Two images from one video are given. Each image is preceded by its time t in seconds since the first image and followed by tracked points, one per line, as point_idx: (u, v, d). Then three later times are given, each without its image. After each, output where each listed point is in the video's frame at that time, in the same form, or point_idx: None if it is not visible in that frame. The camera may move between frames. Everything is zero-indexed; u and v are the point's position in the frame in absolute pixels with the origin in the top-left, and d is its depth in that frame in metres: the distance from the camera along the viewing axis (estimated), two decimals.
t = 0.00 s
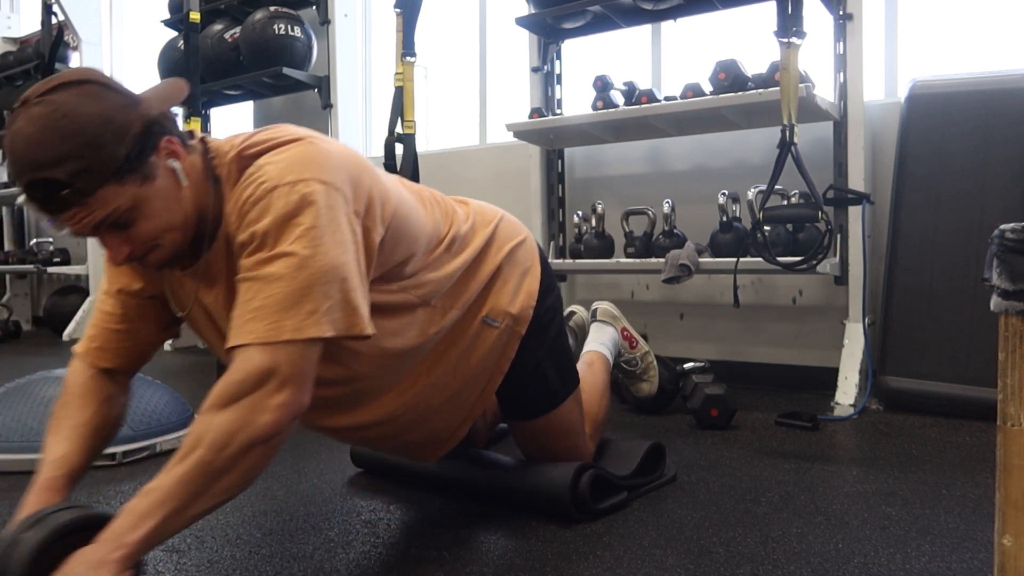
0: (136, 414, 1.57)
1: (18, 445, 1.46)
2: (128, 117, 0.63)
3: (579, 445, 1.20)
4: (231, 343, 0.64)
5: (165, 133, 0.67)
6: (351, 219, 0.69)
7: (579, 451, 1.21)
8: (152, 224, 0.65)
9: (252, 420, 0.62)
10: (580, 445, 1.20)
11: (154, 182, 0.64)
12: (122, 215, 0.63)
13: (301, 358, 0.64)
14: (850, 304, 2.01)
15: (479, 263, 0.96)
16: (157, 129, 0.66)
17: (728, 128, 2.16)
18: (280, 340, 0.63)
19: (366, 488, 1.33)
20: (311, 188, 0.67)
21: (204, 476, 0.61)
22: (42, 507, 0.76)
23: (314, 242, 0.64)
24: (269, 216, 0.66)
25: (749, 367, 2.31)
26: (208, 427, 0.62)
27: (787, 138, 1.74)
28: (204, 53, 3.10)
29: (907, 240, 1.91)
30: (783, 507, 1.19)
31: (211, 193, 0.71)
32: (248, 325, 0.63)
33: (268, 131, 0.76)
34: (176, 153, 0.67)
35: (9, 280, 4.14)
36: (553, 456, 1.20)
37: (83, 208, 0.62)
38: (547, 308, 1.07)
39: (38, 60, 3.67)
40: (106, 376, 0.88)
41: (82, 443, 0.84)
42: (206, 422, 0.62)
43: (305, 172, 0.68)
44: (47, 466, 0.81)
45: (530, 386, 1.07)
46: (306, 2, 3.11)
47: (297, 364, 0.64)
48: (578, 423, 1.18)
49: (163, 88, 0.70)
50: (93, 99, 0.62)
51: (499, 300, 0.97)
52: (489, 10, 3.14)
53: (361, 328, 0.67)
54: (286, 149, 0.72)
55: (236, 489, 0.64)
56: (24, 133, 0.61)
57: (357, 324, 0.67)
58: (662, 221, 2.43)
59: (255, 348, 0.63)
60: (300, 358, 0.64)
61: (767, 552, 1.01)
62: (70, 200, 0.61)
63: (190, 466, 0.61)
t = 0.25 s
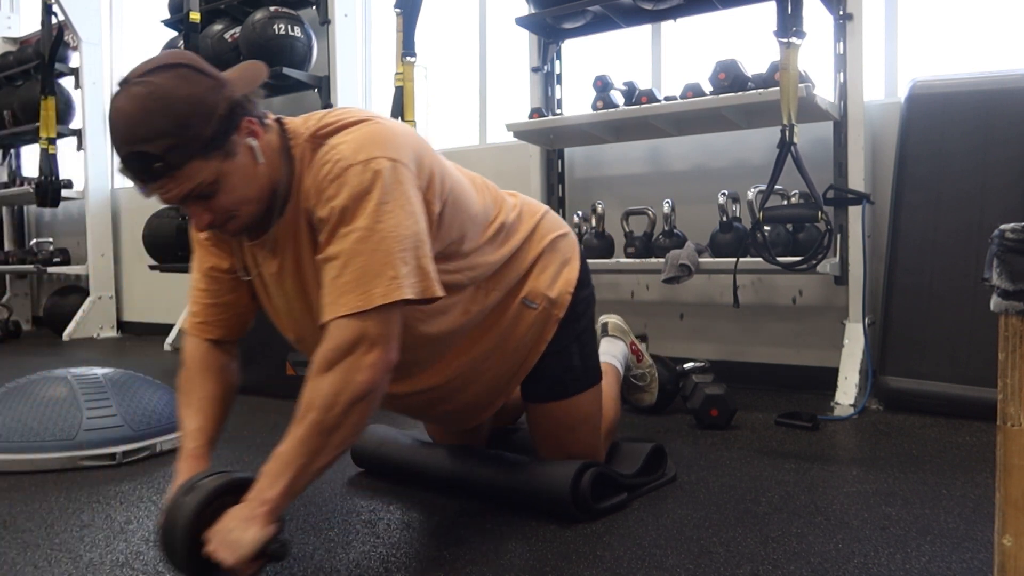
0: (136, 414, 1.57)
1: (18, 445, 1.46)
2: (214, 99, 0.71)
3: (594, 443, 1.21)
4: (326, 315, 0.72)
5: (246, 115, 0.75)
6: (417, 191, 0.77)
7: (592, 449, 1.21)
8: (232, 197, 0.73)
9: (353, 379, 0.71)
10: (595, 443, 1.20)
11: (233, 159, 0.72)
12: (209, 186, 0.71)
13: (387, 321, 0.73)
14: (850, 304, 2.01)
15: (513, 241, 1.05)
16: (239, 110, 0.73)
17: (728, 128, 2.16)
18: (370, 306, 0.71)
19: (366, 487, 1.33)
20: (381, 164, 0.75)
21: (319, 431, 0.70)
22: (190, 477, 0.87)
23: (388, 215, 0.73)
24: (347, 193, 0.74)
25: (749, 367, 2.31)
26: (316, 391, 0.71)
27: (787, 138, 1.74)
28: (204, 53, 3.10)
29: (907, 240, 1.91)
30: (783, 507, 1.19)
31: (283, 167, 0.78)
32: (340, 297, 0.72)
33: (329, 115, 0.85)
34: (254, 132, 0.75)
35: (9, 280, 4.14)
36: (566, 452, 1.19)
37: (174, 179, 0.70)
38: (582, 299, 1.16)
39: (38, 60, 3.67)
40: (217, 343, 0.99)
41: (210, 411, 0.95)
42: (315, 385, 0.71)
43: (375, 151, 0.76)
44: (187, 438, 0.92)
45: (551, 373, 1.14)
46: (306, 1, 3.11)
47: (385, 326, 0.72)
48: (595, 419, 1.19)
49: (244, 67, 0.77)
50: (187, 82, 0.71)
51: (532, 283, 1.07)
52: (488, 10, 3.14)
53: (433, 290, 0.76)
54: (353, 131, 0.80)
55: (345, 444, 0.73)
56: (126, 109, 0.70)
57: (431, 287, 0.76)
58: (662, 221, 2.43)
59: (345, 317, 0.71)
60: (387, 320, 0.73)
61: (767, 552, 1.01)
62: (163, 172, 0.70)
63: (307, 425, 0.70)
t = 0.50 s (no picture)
0: (136, 414, 1.57)
1: (18, 445, 1.46)
2: (307, 103, 0.80)
3: (608, 443, 1.22)
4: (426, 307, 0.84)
5: (334, 117, 0.82)
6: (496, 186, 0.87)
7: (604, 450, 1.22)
8: (319, 193, 0.81)
9: (458, 359, 0.83)
10: (607, 442, 1.22)
11: (322, 159, 0.80)
12: (298, 181, 0.79)
13: (482, 306, 0.84)
14: (850, 304, 2.01)
15: (563, 233, 1.13)
16: (330, 113, 0.82)
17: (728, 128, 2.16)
18: (468, 296, 0.82)
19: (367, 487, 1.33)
20: (463, 163, 0.85)
21: (432, 408, 0.83)
22: (311, 455, 1.00)
23: (475, 213, 0.83)
24: (436, 192, 0.84)
25: (749, 367, 2.31)
26: (426, 372, 0.83)
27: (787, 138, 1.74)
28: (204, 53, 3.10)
29: (907, 240, 1.91)
30: (783, 507, 1.19)
31: (366, 161, 0.87)
32: (441, 290, 0.83)
33: (403, 116, 0.93)
34: (341, 133, 0.83)
35: (9, 280, 4.14)
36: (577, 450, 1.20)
37: (268, 176, 0.78)
38: (616, 300, 1.20)
39: (38, 60, 3.66)
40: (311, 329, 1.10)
41: (312, 391, 1.07)
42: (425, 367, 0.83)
43: (456, 150, 0.85)
44: (300, 418, 1.04)
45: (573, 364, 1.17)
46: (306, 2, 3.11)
47: (480, 311, 0.84)
48: (610, 420, 1.20)
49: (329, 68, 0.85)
50: (283, 87, 0.79)
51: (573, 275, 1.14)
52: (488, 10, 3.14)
53: (516, 274, 0.87)
54: (433, 129, 0.89)
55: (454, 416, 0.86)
56: (230, 113, 0.79)
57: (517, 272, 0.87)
58: (662, 221, 2.43)
59: (445, 308, 0.82)
60: (483, 306, 0.84)
61: (767, 552, 1.01)
62: (259, 169, 0.78)
63: (423, 402, 0.83)
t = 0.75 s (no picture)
0: (136, 414, 1.57)
1: (18, 445, 1.46)
2: (382, 101, 0.91)
3: (615, 442, 1.24)
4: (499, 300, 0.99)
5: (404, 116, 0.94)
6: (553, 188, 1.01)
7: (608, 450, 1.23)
8: (386, 182, 0.93)
9: (528, 343, 1.00)
10: (612, 441, 1.23)
11: (392, 154, 0.92)
12: (368, 171, 0.91)
13: (548, 296, 1.00)
14: (850, 304, 2.01)
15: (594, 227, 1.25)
16: (400, 111, 0.93)
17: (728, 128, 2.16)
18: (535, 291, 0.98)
19: (368, 487, 1.33)
20: (526, 169, 0.98)
21: (510, 385, 1.01)
22: (403, 434, 1.15)
23: (539, 215, 0.98)
24: (504, 197, 0.98)
25: (749, 367, 2.31)
26: (502, 357, 1.00)
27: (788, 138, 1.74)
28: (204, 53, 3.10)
29: (907, 240, 1.91)
30: (783, 507, 1.19)
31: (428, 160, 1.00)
32: (512, 286, 0.98)
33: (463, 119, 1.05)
34: (408, 132, 0.95)
35: (8, 280, 4.14)
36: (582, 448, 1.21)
37: (344, 163, 0.89)
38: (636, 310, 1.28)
39: (38, 60, 3.66)
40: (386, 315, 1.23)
41: (394, 375, 1.20)
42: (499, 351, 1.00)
43: (518, 157, 0.98)
44: (387, 400, 1.19)
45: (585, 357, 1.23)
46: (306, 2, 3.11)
47: (545, 301, 0.99)
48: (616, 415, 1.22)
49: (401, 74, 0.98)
50: (360, 83, 0.91)
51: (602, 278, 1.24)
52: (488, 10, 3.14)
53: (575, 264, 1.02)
54: (494, 135, 1.01)
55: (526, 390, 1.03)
56: (312, 104, 0.90)
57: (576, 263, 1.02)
58: (662, 221, 2.44)
59: (517, 300, 0.98)
60: (548, 295, 1.00)
61: (767, 552, 1.01)
62: (335, 156, 0.89)
63: (501, 382, 1.01)
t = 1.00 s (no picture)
0: (136, 414, 1.57)
1: (18, 445, 1.46)
2: (394, 102, 0.94)
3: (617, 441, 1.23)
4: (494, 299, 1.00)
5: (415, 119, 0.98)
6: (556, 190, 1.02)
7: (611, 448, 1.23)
8: (393, 181, 0.96)
9: (518, 342, 1.00)
10: (615, 441, 1.22)
11: (400, 154, 0.95)
12: (376, 169, 0.94)
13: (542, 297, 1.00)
14: (850, 304, 2.01)
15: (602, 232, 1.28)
16: (410, 112, 0.96)
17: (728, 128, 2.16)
18: (531, 291, 0.99)
19: (368, 487, 1.33)
20: (529, 169, 0.99)
21: (498, 385, 0.99)
22: (385, 437, 1.13)
23: (539, 215, 0.99)
24: (506, 198, 0.99)
25: (749, 366, 2.31)
26: (492, 355, 0.99)
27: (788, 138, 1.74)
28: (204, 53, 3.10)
29: (907, 240, 1.91)
30: (783, 508, 1.19)
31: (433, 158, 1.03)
32: (506, 285, 0.99)
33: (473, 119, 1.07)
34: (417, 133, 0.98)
35: (8, 280, 4.14)
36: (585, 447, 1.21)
37: (353, 161, 0.92)
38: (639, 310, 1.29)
39: (38, 60, 3.66)
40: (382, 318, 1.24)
41: (381, 375, 1.19)
42: (490, 349, 1.00)
43: (523, 159, 1.00)
44: (372, 402, 1.17)
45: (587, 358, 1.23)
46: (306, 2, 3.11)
47: (539, 301, 1.00)
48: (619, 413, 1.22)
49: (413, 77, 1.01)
50: (373, 83, 0.94)
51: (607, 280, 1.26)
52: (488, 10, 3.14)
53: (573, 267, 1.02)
54: (501, 138, 1.03)
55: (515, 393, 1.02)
56: (324, 103, 0.93)
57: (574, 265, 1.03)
58: (662, 221, 2.43)
59: (512, 298, 0.99)
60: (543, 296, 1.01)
61: (767, 552, 1.01)
62: (345, 154, 0.92)
63: (489, 381, 0.99)
